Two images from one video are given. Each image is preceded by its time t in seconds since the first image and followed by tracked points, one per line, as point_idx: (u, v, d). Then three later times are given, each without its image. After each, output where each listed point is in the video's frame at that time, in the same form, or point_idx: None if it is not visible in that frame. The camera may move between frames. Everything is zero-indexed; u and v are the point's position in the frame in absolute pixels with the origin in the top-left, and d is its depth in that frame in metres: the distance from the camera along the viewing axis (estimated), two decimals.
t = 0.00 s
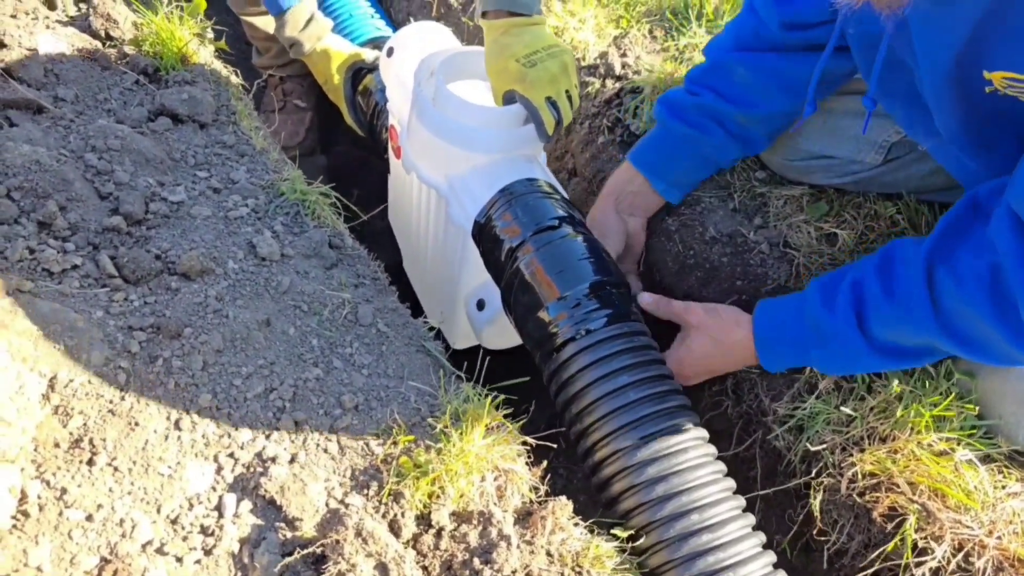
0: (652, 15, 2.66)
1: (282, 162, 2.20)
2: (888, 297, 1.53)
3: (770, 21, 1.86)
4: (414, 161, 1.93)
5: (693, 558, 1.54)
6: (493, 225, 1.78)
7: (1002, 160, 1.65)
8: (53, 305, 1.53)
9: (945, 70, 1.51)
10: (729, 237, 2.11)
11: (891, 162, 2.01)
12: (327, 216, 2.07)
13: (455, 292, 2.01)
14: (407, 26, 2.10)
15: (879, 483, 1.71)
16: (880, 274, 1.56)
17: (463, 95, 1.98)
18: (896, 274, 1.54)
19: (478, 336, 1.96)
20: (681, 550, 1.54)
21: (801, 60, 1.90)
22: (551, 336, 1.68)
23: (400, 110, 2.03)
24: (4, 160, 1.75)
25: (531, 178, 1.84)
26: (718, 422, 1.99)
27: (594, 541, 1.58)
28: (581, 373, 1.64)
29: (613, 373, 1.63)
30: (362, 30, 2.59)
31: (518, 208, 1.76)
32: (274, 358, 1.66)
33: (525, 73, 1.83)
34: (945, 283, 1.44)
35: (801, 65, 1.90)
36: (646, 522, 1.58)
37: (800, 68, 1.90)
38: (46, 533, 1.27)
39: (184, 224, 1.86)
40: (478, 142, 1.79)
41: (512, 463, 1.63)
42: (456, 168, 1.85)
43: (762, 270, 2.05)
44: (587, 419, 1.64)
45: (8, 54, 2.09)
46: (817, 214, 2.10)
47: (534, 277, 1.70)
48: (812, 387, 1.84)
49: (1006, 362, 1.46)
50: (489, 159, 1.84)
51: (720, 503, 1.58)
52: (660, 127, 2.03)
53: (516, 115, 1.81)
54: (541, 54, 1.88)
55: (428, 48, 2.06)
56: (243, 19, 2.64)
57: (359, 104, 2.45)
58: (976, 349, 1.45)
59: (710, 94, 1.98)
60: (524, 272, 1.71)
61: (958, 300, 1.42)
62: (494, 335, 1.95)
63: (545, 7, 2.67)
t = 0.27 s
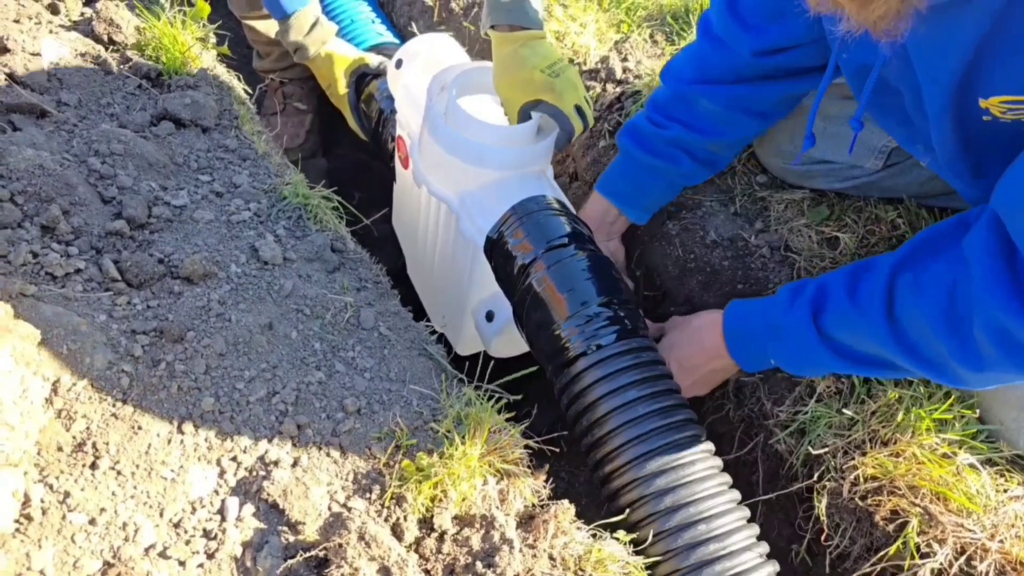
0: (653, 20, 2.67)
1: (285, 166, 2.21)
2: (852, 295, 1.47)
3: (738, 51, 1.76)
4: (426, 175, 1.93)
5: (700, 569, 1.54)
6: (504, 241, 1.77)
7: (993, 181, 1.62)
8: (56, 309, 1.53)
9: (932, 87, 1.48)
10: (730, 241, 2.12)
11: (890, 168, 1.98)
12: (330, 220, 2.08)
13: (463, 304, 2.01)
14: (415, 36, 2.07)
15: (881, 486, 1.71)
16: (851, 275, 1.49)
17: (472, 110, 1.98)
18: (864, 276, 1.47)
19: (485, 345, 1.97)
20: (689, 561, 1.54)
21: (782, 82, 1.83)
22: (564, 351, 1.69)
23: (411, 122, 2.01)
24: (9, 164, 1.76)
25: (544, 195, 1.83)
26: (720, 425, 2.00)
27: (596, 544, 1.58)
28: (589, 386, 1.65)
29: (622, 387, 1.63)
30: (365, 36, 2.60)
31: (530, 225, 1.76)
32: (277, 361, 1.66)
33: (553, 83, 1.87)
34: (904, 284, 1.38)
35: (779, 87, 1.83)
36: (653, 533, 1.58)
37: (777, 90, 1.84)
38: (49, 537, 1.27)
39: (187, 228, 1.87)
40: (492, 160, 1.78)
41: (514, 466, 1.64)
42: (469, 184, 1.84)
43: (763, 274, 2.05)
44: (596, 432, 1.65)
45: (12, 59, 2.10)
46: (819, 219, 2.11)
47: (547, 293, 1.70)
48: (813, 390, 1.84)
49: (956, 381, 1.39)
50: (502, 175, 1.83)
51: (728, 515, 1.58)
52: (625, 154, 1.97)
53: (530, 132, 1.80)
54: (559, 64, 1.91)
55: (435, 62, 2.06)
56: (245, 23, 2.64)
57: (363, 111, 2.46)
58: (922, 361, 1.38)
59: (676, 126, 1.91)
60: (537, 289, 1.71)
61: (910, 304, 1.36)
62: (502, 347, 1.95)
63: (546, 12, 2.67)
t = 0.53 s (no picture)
0: (653, 24, 2.68)
1: (286, 170, 2.21)
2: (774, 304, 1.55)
3: (730, 78, 1.78)
4: (420, 193, 1.93)
5: None
6: (495, 265, 1.80)
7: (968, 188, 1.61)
8: (59, 312, 1.54)
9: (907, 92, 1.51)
10: (731, 244, 2.12)
11: (890, 169, 1.98)
12: (330, 223, 2.08)
13: (453, 319, 2.02)
14: (417, 53, 2.07)
15: (883, 489, 1.71)
16: (776, 291, 1.58)
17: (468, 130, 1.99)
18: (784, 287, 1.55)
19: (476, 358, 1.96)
20: None
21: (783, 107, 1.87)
22: (551, 373, 1.72)
23: (409, 139, 2.02)
24: (11, 168, 1.76)
25: (533, 221, 1.86)
26: (721, 428, 2.01)
27: (598, 547, 1.56)
28: (576, 409, 1.68)
29: (607, 411, 1.66)
30: (366, 42, 2.62)
31: (520, 250, 1.78)
32: (279, 365, 1.67)
33: (544, 116, 1.83)
34: (820, 286, 1.46)
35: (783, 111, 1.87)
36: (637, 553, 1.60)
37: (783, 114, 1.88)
38: (51, 540, 1.27)
39: (188, 231, 1.87)
40: (485, 185, 1.80)
41: (516, 469, 1.64)
42: (461, 206, 1.86)
43: (765, 277, 2.06)
44: (581, 454, 1.67)
45: (14, 62, 2.10)
46: (819, 222, 2.11)
47: (535, 318, 1.73)
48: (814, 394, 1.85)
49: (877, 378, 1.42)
50: (493, 200, 1.85)
51: (710, 536, 1.61)
52: (623, 191, 2.01)
53: (524, 159, 1.83)
54: (553, 95, 1.86)
55: (435, 79, 2.05)
56: (246, 26, 2.63)
57: (361, 119, 2.47)
58: (843, 356, 1.42)
59: (672, 161, 1.94)
60: (525, 313, 1.74)
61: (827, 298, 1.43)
62: (489, 364, 1.96)
63: (547, 15, 2.68)
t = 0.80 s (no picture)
0: (653, 29, 2.68)
1: (287, 174, 2.21)
2: (761, 297, 1.56)
3: (719, 66, 1.79)
4: (424, 196, 1.94)
5: None
6: (500, 265, 1.80)
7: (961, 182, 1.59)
8: (59, 317, 1.54)
9: (898, 76, 1.51)
10: (731, 248, 2.12)
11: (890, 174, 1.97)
12: (331, 227, 2.08)
13: (457, 322, 2.02)
14: (419, 55, 2.07)
15: (883, 493, 1.70)
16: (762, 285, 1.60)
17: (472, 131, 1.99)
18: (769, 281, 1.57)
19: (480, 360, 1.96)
20: None
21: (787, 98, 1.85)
22: (556, 374, 1.72)
23: (412, 141, 2.02)
24: (12, 173, 1.76)
25: (539, 221, 1.86)
26: (721, 432, 2.02)
27: (599, 552, 1.55)
28: (582, 409, 1.68)
29: (612, 411, 1.66)
30: (368, 47, 2.62)
31: (525, 251, 1.78)
32: (279, 369, 1.67)
33: (545, 116, 1.82)
34: (801, 276, 1.47)
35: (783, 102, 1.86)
36: (643, 553, 1.60)
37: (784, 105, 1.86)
38: (51, 545, 1.27)
39: (189, 235, 1.87)
40: (489, 186, 1.80)
41: (516, 474, 1.63)
42: (466, 208, 1.86)
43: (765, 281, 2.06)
44: (587, 454, 1.67)
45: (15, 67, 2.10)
46: (819, 226, 2.11)
47: (541, 318, 1.73)
48: (815, 398, 1.84)
49: (862, 368, 1.40)
50: (498, 200, 1.85)
51: (716, 536, 1.60)
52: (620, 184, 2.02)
53: (527, 159, 1.83)
54: (556, 94, 1.86)
55: (437, 82, 2.06)
56: (247, 31, 2.64)
57: (363, 124, 2.49)
58: (825, 344, 1.42)
59: (665, 155, 1.94)
60: (530, 313, 1.74)
61: (806, 285, 1.44)
62: (495, 364, 1.96)
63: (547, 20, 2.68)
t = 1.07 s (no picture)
0: (651, 31, 2.68)
1: (283, 176, 2.21)
2: (761, 340, 1.55)
3: (704, 91, 1.74)
4: (420, 196, 1.93)
5: None
6: (496, 265, 1.79)
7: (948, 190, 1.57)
8: (53, 318, 1.53)
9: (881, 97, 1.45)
10: (729, 250, 2.11)
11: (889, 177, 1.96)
12: (328, 229, 2.07)
13: (453, 324, 2.01)
14: (415, 57, 2.06)
15: (883, 496, 1.69)
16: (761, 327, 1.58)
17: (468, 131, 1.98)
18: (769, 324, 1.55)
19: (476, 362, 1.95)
20: None
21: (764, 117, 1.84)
22: (552, 374, 1.71)
23: (408, 142, 2.01)
24: (7, 173, 1.75)
25: (535, 219, 1.85)
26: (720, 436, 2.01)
27: (596, 556, 1.55)
28: (579, 411, 1.67)
29: (609, 412, 1.65)
30: (365, 49, 2.62)
31: (521, 249, 1.77)
32: (274, 371, 1.66)
33: (540, 113, 1.84)
34: (800, 321, 1.45)
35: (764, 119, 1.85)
36: (641, 555, 1.59)
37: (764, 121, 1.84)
38: (44, 548, 1.26)
39: (185, 237, 1.87)
40: (484, 185, 1.79)
41: (514, 476, 1.62)
42: (461, 207, 1.85)
43: (763, 284, 2.05)
44: (585, 455, 1.67)
45: (12, 69, 2.10)
46: (817, 228, 2.11)
47: (536, 318, 1.72)
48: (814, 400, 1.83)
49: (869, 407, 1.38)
50: (493, 200, 1.84)
51: (714, 538, 1.59)
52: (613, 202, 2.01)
53: (523, 157, 1.82)
54: (550, 91, 1.87)
55: (432, 82, 2.05)
56: (245, 34, 2.65)
57: (361, 125, 2.48)
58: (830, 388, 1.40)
59: (655, 177, 1.93)
60: (526, 312, 1.73)
61: (805, 333, 1.42)
62: (491, 366, 1.95)
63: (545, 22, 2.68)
